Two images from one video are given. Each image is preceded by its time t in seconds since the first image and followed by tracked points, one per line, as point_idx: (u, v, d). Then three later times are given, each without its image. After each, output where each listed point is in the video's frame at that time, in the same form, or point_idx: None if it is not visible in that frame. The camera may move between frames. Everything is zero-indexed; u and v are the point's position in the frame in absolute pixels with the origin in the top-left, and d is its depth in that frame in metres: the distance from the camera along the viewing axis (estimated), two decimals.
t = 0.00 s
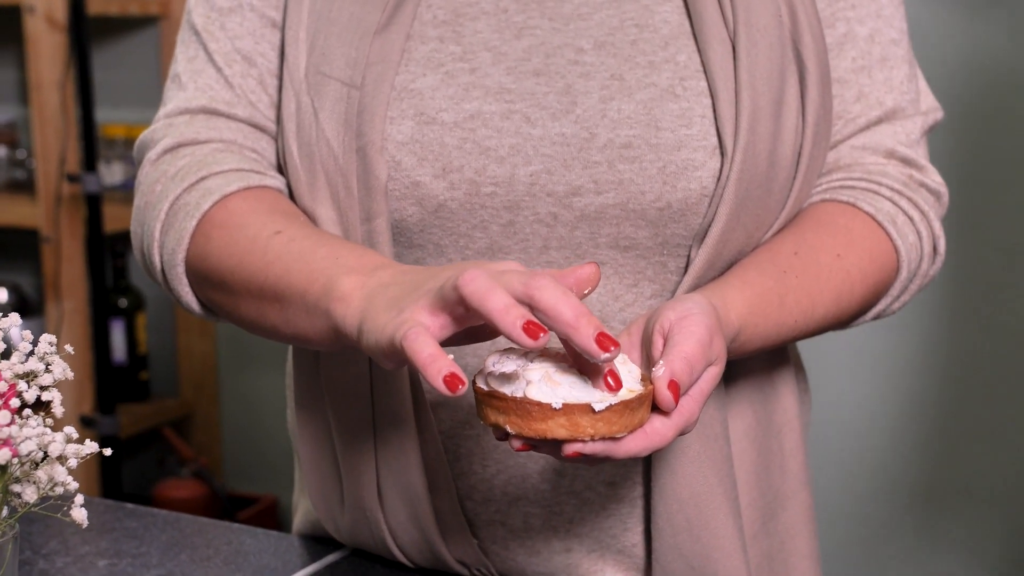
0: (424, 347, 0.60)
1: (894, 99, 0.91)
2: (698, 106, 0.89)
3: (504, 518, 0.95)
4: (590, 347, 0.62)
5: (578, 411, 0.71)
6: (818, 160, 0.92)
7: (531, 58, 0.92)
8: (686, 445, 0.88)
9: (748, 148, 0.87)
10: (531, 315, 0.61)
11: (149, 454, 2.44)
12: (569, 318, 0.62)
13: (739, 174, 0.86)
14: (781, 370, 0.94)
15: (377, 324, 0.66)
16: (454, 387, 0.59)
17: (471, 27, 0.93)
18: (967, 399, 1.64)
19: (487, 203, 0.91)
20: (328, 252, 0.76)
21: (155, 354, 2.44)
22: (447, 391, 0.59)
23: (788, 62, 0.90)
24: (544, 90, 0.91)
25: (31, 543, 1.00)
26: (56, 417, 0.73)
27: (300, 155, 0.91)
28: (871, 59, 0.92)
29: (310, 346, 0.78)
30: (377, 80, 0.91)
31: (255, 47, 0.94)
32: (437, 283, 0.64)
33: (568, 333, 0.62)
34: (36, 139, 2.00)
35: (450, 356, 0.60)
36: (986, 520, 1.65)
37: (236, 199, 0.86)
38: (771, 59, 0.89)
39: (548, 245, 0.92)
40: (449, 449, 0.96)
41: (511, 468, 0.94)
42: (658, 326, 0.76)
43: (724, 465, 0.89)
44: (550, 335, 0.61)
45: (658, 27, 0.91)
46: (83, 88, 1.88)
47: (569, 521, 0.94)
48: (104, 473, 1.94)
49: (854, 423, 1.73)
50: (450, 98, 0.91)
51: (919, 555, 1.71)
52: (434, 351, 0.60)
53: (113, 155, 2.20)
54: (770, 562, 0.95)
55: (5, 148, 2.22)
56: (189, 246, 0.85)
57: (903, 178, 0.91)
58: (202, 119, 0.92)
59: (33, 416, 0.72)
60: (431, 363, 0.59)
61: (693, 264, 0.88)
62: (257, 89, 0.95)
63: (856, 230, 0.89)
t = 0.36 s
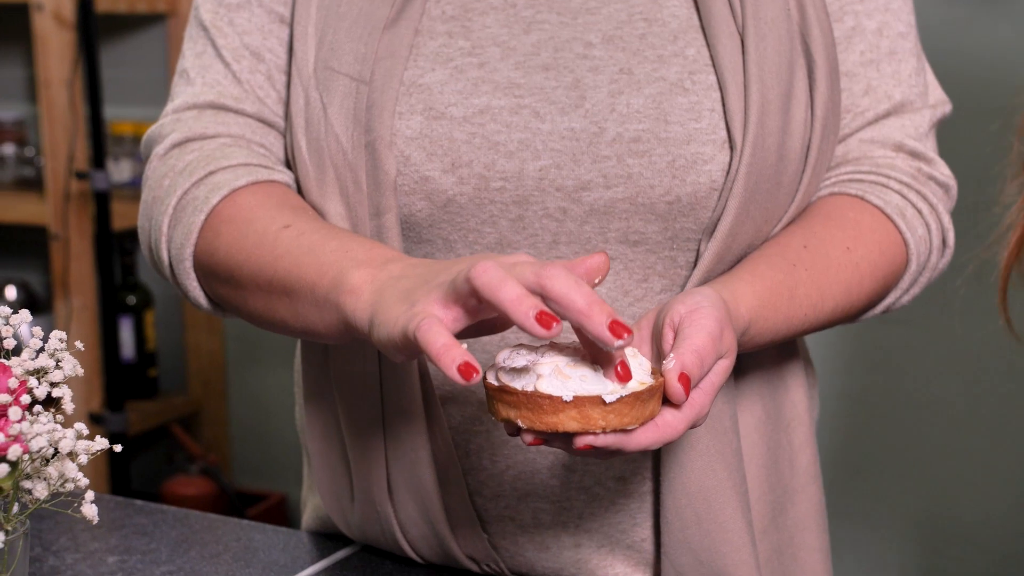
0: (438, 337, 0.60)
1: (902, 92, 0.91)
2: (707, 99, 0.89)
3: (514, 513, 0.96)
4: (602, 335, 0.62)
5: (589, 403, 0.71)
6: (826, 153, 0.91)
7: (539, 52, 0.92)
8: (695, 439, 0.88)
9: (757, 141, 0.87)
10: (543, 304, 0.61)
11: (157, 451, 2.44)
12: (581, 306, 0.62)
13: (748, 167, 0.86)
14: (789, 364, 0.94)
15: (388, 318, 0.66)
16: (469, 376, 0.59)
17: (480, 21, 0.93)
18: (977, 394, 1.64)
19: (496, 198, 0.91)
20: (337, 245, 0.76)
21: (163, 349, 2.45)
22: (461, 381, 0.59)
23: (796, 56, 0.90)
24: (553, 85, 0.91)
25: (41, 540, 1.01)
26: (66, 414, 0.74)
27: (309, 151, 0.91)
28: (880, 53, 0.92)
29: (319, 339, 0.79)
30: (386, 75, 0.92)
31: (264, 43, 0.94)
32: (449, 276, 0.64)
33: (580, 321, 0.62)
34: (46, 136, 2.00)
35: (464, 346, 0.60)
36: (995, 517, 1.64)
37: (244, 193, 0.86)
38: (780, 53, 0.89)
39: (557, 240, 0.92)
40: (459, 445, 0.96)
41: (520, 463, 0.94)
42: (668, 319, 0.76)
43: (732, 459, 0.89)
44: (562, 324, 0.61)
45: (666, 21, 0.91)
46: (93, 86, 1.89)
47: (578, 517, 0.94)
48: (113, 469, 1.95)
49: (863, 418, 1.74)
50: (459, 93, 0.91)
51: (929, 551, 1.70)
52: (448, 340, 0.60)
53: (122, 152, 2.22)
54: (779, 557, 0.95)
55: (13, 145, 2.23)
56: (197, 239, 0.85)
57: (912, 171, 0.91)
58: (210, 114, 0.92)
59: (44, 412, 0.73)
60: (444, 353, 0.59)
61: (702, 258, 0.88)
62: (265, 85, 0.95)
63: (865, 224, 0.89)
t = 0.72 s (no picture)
0: (433, 331, 0.61)
1: (905, 87, 0.91)
2: (711, 94, 0.89)
3: (516, 510, 0.95)
4: (597, 330, 0.62)
5: (587, 397, 0.70)
6: (829, 148, 0.91)
7: (542, 47, 0.91)
8: (698, 434, 0.88)
9: (761, 136, 0.86)
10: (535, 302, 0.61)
11: (161, 449, 2.44)
12: (575, 302, 0.62)
13: (751, 161, 0.86)
14: (793, 361, 0.94)
15: (381, 318, 0.65)
16: (467, 369, 0.60)
17: (481, 16, 0.93)
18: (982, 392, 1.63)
19: (498, 193, 0.91)
20: (331, 242, 0.76)
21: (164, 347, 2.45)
22: (459, 373, 0.59)
23: (799, 50, 0.90)
24: (555, 80, 0.90)
25: (43, 538, 1.01)
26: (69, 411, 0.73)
27: (310, 146, 0.91)
28: (883, 47, 0.91)
29: (314, 336, 0.78)
30: (387, 70, 0.91)
31: (264, 38, 0.94)
32: (442, 276, 0.64)
33: (575, 317, 0.62)
34: (49, 135, 2.00)
35: (460, 340, 0.60)
36: (999, 515, 1.64)
37: (240, 189, 0.86)
38: (784, 47, 0.89)
39: (560, 235, 0.92)
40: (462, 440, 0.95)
41: (523, 459, 0.94)
42: (668, 314, 0.75)
43: (736, 456, 0.89)
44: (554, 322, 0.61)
45: (669, 16, 0.91)
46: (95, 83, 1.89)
47: (582, 513, 0.93)
48: (116, 467, 1.95)
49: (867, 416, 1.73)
50: (461, 88, 0.91)
51: (933, 552, 1.70)
52: (444, 334, 0.60)
53: (125, 150, 2.19)
54: (782, 554, 0.95)
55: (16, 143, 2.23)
56: (193, 234, 0.85)
57: (915, 166, 0.91)
58: (208, 109, 0.92)
59: (46, 409, 0.73)
60: (441, 347, 0.60)
61: (705, 253, 0.87)
62: (264, 80, 0.95)
63: (868, 219, 0.88)
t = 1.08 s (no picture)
0: (429, 347, 0.61)
1: (901, 95, 0.91)
2: (707, 102, 0.89)
3: (510, 513, 0.95)
4: (589, 349, 0.62)
5: (582, 417, 0.71)
6: (824, 156, 0.91)
7: (538, 54, 0.91)
8: (691, 440, 0.88)
9: (757, 145, 0.86)
10: (527, 319, 0.61)
11: (158, 450, 2.45)
12: (567, 321, 0.62)
13: (748, 171, 0.86)
14: (787, 368, 0.94)
15: (378, 332, 0.65)
16: (463, 386, 0.60)
17: (478, 24, 0.93)
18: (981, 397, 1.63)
19: (494, 199, 0.90)
20: (327, 252, 0.76)
21: (162, 347, 2.43)
22: (456, 390, 0.60)
23: (796, 59, 0.90)
24: (552, 86, 0.90)
25: (37, 541, 1.01)
26: (62, 415, 0.73)
27: (305, 152, 0.91)
28: (878, 55, 0.91)
29: (312, 346, 0.79)
30: (382, 78, 0.91)
31: (259, 46, 0.94)
32: (437, 289, 0.64)
33: (567, 336, 0.62)
34: (45, 135, 2.00)
35: (456, 355, 0.61)
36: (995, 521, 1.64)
37: (237, 198, 0.86)
38: (779, 56, 0.89)
39: (556, 241, 0.92)
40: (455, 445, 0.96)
41: (517, 463, 0.94)
42: (662, 328, 0.75)
43: (729, 462, 0.89)
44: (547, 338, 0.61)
45: (666, 24, 0.91)
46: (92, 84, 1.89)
47: (575, 517, 0.93)
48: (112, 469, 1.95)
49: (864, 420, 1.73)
50: (457, 95, 0.91)
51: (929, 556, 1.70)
52: (440, 350, 0.61)
53: (122, 151, 2.20)
54: (775, 558, 0.95)
55: (14, 144, 2.23)
56: (190, 245, 0.85)
57: (910, 176, 0.91)
58: (204, 118, 0.92)
59: (38, 413, 0.72)
60: (437, 364, 0.60)
61: (700, 262, 0.87)
62: (259, 88, 0.95)
63: (863, 229, 0.89)
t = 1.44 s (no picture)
0: (430, 358, 0.61)
1: (896, 99, 0.92)
2: (703, 107, 0.89)
3: (507, 519, 0.95)
4: (590, 363, 0.62)
5: (577, 420, 0.71)
6: (822, 161, 0.91)
7: (534, 60, 0.91)
8: (687, 444, 0.88)
9: (753, 151, 0.87)
10: (528, 332, 0.62)
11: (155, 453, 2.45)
12: (567, 334, 0.62)
13: (744, 176, 0.86)
14: (784, 372, 0.94)
15: (379, 343, 0.65)
16: (464, 398, 0.61)
17: (474, 30, 0.93)
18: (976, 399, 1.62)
19: (491, 205, 0.91)
20: (326, 263, 0.76)
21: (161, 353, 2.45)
22: (458, 402, 0.61)
23: (793, 64, 0.90)
24: (548, 92, 0.90)
25: (32, 546, 1.01)
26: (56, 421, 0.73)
27: (302, 158, 0.91)
28: (874, 59, 0.92)
29: (311, 355, 0.79)
30: (378, 84, 0.91)
31: (255, 53, 0.94)
32: (437, 301, 0.64)
33: (567, 349, 0.62)
34: (42, 137, 2.01)
35: (457, 367, 0.61)
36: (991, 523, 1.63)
37: (236, 209, 0.86)
38: (777, 60, 0.89)
39: (553, 246, 0.92)
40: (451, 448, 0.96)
41: (515, 468, 0.94)
42: (658, 333, 0.76)
43: (725, 466, 0.89)
44: (547, 350, 0.62)
45: (662, 29, 0.91)
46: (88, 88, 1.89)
47: (572, 522, 0.94)
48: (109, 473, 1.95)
49: (861, 422, 1.73)
50: (453, 101, 0.91)
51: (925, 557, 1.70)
52: (441, 362, 0.61)
53: (119, 154, 2.20)
54: (772, 562, 0.95)
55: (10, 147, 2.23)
56: (189, 255, 0.85)
57: (905, 179, 0.91)
58: (201, 126, 0.92)
59: (33, 418, 0.72)
60: (439, 375, 0.60)
61: (697, 266, 0.87)
62: (256, 96, 0.94)
63: (858, 233, 0.89)
